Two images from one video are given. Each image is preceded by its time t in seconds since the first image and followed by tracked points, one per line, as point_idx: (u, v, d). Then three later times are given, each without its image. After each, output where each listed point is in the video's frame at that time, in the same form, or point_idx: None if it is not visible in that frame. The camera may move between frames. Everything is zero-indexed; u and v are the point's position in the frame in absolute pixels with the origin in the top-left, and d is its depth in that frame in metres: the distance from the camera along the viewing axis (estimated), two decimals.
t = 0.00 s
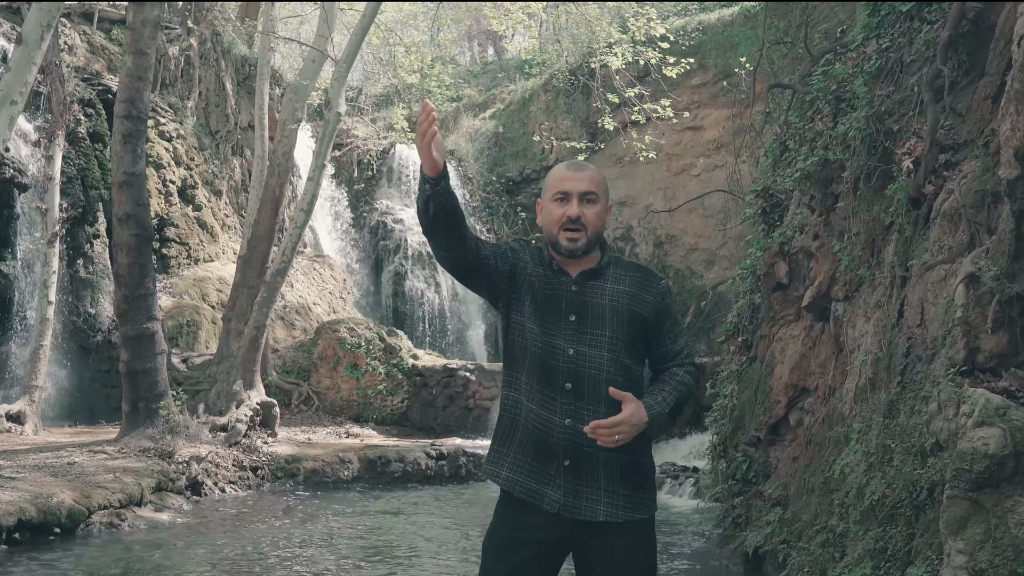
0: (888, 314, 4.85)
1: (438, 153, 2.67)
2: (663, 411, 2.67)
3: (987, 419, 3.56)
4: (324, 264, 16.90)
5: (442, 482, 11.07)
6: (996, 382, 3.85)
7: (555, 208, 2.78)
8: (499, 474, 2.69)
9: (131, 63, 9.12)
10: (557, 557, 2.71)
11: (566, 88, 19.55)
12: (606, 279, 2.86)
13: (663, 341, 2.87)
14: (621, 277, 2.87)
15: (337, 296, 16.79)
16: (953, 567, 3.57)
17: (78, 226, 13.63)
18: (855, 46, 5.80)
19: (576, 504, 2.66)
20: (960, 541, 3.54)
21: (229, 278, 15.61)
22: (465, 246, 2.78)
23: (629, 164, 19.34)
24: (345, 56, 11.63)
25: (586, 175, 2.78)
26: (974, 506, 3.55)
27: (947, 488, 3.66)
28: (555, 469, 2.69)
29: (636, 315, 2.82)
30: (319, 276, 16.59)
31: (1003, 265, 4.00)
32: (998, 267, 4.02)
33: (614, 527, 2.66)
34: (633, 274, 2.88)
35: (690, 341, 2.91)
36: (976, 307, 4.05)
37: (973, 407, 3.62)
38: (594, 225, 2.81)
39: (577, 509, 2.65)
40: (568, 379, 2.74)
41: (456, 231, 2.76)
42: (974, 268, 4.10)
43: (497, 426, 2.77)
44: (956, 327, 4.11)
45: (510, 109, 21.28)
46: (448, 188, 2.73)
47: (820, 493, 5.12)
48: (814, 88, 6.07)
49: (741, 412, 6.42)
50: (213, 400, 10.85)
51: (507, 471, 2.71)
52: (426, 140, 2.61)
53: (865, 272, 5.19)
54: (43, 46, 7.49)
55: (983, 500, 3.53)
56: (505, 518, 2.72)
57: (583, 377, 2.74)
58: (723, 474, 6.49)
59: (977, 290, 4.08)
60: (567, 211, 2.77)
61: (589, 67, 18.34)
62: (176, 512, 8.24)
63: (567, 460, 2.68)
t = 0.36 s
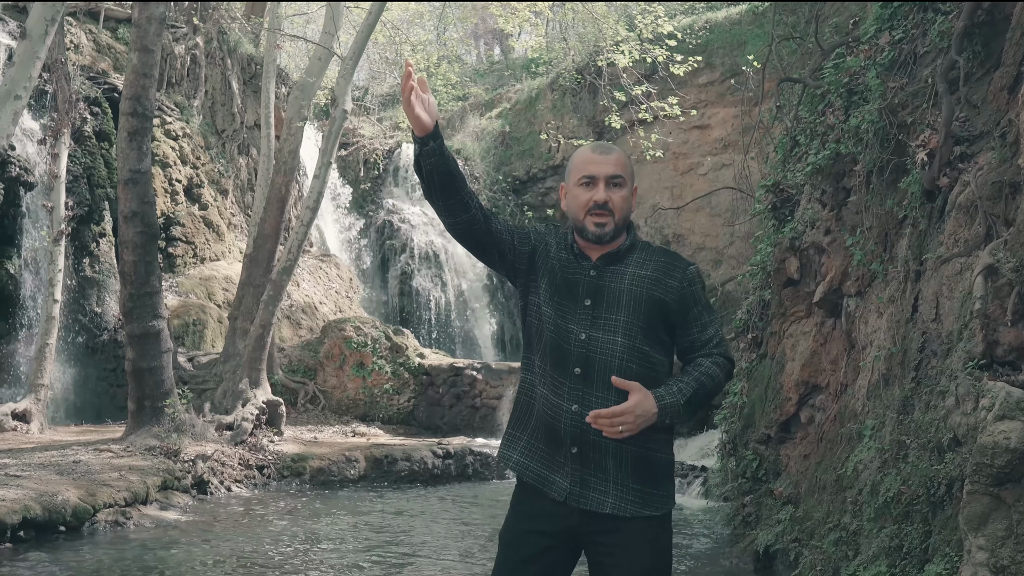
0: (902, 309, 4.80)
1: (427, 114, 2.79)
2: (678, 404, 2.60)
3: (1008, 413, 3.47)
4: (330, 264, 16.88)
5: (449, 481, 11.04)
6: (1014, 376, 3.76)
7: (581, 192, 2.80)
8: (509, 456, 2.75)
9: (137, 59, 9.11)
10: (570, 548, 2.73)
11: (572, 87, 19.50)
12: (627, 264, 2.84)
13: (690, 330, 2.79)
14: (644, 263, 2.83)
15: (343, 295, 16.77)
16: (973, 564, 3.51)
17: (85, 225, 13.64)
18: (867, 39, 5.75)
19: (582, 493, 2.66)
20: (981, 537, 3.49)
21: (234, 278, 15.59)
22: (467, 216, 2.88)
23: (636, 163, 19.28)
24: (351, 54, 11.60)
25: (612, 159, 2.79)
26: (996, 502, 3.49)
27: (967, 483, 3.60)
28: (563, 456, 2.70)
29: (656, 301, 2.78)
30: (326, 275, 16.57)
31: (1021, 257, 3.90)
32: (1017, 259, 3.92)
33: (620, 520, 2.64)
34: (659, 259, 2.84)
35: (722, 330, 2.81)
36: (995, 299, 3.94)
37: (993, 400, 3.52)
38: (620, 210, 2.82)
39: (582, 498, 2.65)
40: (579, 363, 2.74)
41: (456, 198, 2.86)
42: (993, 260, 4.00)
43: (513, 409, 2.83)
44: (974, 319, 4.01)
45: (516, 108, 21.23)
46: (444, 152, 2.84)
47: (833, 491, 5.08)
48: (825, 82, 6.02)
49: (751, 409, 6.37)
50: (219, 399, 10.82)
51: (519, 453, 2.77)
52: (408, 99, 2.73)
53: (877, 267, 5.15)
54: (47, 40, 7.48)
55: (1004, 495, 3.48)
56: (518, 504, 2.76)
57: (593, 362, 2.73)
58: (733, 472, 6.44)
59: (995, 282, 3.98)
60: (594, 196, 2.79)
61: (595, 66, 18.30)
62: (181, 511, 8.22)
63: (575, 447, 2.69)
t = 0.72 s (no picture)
0: (909, 307, 4.78)
1: (431, 109, 2.95)
2: (675, 403, 2.59)
3: (1016, 410, 3.45)
4: (336, 264, 16.90)
5: (455, 481, 11.05)
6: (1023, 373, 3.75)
7: (593, 191, 2.82)
8: (517, 449, 2.85)
9: (144, 60, 9.14)
10: (575, 545, 2.77)
11: (578, 87, 19.49)
12: (638, 260, 2.84)
13: (703, 327, 2.75)
14: (657, 257, 2.83)
15: (349, 295, 16.78)
16: (981, 561, 3.49)
17: (92, 225, 13.70)
18: (873, 36, 5.73)
19: (582, 489, 2.71)
20: (990, 535, 3.48)
21: (240, 278, 15.62)
22: (478, 209, 3.00)
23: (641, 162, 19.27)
24: (356, 54, 11.62)
25: (622, 155, 2.80)
26: (1004, 499, 3.48)
27: (975, 479, 3.58)
28: (565, 451, 2.76)
29: (663, 297, 2.76)
30: (332, 275, 16.59)
31: None
32: None
33: (617, 517, 2.66)
34: (673, 255, 2.83)
35: (740, 326, 2.73)
36: (1003, 297, 3.91)
37: (1002, 398, 3.50)
38: (633, 207, 2.83)
39: (581, 494, 2.70)
40: (581, 360, 2.79)
41: (464, 193, 2.99)
42: (1001, 257, 3.98)
43: (526, 401, 2.92)
44: (983, 317, 3.98)
45: (522, 108, 21.23)
46: (452, 146, 2.98)
47: (840, 490, 5.07)
48: (831, 80, 6.01)
49: (758, 408, 6.36)
50: (226, 399, 10.83)
51: (529, 444, 2.86)
52: (408, 93, 2.93)
53: (884, 266, 5.13)
54: (54, 41, 7.52)
55: (1012, 492, 3.46)
56: (526, 496, 2.85)
57: (594, 358, 2.77)
58: (739, 471, 6.43)
59: (1003, 279, 3.95)
60: (605, 194, 2.81)
61: (601, 66, 18.30)
62: (188, 510, 8.23)
63: (575, 443, 2.74)
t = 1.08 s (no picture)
0: (921, 308, 4.79)
1: (440, 125, 3.02)
2: (677, 409, 2.62)
3: None
4: (350, 265, 16.97)
5: (469, 481, 11.08)
6: None
7: (604, 193, 2.86)
8: (530, 445, 2.94)
9: (158, 61, 9.22)
10: (586, 541, 2.84)
11: (591, 88, 19.50)
12: (650, 261, 2.88)
13: (713, 328, 2.76)
14: (668, 258, 2.86)
15: (363, 296, 16.85)
16: (990, 561, 3.50)
17: (106, 226, 13.84)
18: (885, 38, 5.72)
19: (589, 487, 2.77)
20: (999, 534, 3.48)
21: (254, 278, 15.70)
22: (492, 222, 3.06)
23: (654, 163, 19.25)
24: (370, 55, 11.66)
25: (632, 156, 2.82)
26: (1013, 499, 3.48)
27: (984, 479, 3.59)
28: (574, 450, 2.83)
29: (671, 299, 2.80)
30: (345, 276, 16.66)
31: None
32: None
33: (622, 516, 2.71)
34: (684, 255, 2.85)
35: (750, 327, 2.72)
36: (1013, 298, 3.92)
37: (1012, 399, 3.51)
38: (644, 207, 2.85)
39: (587, 492, 2.77)
40: (589, 360, 2.84)
41: (478, 205, 3.06)
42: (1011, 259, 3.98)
43: (541, 400, 3.00)
44: (993, 318, 3.98)
45: (535, 109, 21.23)
46: (463, 162, 3.04)
47: (851, 490, 5.08)
48: (843, 82, 6.01)
49: (770, 409, 6.37)
50: (240, 399, 10.86)
51: (542, 442, 2.93)
52: (413, 122, 3.00)
53: (896, 266, 5.14)
54: (70, 43, 7.55)
55: (1021, 493, 3.46)
56: (541, 491, 2.94)
57: (602, 359, 2.82)
58: (751, 472, 6.44)
59: (1014, 281, 3.96)
60: (615, 196, 2.84)
61: (615, 67, 18.30)
62: (202, 510, 8.30)
63: (582, 441, 2.80)
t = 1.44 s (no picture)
0: (962, 308, 4.76)
1: (481, 127, 3.09)
2: (719, 409, 2.66)
3: None
4: (392, 265, 17.13)
5: (510, 481, 11.15)
6: None
7: (645, 193, 2.90)
8: (571, 444, 3.00)
9: (200, 62, 9.41)
10: (627, 541, 2.89)
11: (632, 88, 19.47)
12: (692, 260, 2.91)
13: (756, 328, 2.80)
14: (710, 257, 2.90)
15: (404, 296, 17.00)
16: None
17: (146, 226, 14.23)
18: (927, 38, 5.67)
19: (630, 486, 2.82)
20: None
21: (296, 278, 15.91)
22: (533, 223, 3.13)
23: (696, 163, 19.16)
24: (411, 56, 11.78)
25: (674, 156, 2.86)
26: None
27: None
28: (616, 450, 2.88)
29: (712, 299, 2.84)
30: (387, 277, 16.82)
31: None
32: None
33: (664, 516, 2.77)
34: (726, 255, 2.89)
35: (792, 328, 2.75)
36: None
37: None
38: (686, 206, 2.89)
39: (629, 491, 2.82)
40: (631, 359, 2.90)
41: (519, 206, 3.13)
42: None
43: (582, 399, 3.05)
44: None
45: (577, 109, 21.20)
46: (505, 163, 3.11)
47: (892, 490, 5.06)
48: (885, 82, 5.99)
49: (811, 410, 6.34)
50: (280, 399, 10.93)
51: (583, 442, 2.99)
52: (455, 123, 3.07)
53: (938, 266, 5.11)
54: (111, 43, 7.78)
55: None
56: (581, 490, 3.00)
57: (643, 359, 2.87)
58: (792, 473, 6.42)
59: None
60: (657, 195, 2.87)
61: (656, 67, 18.26)
62: (244, 510, 8.47)
63: (624, 441, 2.86)
